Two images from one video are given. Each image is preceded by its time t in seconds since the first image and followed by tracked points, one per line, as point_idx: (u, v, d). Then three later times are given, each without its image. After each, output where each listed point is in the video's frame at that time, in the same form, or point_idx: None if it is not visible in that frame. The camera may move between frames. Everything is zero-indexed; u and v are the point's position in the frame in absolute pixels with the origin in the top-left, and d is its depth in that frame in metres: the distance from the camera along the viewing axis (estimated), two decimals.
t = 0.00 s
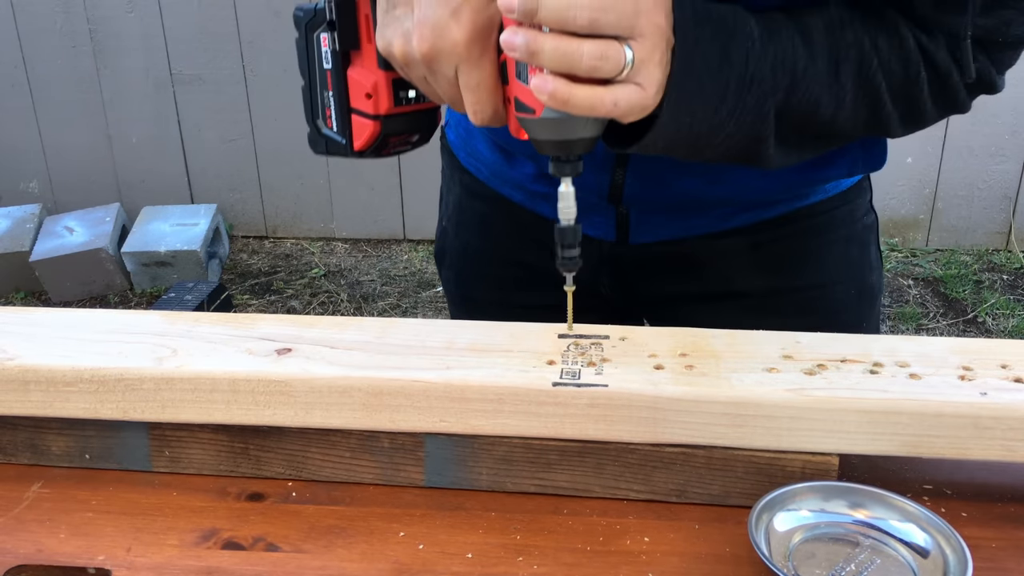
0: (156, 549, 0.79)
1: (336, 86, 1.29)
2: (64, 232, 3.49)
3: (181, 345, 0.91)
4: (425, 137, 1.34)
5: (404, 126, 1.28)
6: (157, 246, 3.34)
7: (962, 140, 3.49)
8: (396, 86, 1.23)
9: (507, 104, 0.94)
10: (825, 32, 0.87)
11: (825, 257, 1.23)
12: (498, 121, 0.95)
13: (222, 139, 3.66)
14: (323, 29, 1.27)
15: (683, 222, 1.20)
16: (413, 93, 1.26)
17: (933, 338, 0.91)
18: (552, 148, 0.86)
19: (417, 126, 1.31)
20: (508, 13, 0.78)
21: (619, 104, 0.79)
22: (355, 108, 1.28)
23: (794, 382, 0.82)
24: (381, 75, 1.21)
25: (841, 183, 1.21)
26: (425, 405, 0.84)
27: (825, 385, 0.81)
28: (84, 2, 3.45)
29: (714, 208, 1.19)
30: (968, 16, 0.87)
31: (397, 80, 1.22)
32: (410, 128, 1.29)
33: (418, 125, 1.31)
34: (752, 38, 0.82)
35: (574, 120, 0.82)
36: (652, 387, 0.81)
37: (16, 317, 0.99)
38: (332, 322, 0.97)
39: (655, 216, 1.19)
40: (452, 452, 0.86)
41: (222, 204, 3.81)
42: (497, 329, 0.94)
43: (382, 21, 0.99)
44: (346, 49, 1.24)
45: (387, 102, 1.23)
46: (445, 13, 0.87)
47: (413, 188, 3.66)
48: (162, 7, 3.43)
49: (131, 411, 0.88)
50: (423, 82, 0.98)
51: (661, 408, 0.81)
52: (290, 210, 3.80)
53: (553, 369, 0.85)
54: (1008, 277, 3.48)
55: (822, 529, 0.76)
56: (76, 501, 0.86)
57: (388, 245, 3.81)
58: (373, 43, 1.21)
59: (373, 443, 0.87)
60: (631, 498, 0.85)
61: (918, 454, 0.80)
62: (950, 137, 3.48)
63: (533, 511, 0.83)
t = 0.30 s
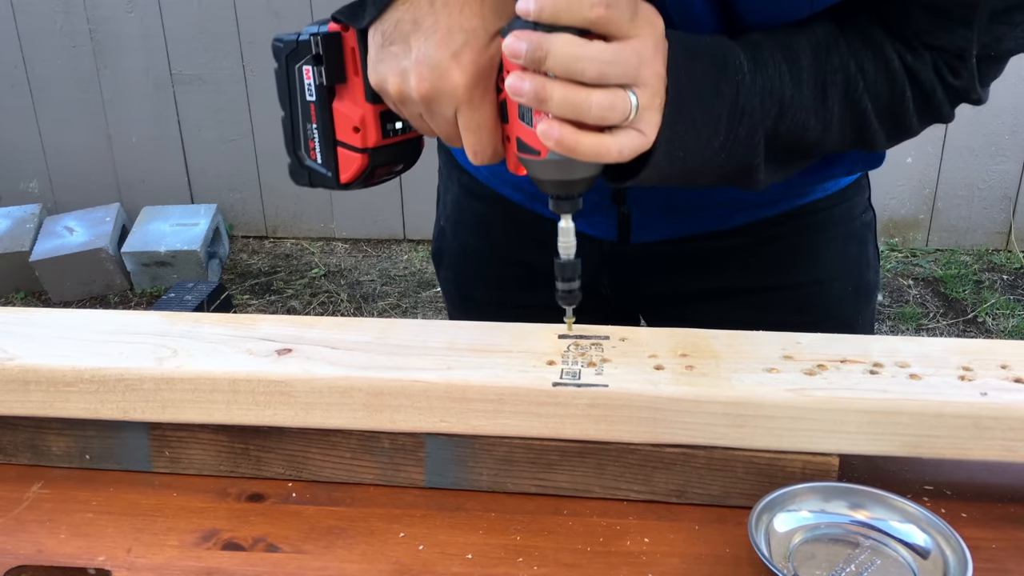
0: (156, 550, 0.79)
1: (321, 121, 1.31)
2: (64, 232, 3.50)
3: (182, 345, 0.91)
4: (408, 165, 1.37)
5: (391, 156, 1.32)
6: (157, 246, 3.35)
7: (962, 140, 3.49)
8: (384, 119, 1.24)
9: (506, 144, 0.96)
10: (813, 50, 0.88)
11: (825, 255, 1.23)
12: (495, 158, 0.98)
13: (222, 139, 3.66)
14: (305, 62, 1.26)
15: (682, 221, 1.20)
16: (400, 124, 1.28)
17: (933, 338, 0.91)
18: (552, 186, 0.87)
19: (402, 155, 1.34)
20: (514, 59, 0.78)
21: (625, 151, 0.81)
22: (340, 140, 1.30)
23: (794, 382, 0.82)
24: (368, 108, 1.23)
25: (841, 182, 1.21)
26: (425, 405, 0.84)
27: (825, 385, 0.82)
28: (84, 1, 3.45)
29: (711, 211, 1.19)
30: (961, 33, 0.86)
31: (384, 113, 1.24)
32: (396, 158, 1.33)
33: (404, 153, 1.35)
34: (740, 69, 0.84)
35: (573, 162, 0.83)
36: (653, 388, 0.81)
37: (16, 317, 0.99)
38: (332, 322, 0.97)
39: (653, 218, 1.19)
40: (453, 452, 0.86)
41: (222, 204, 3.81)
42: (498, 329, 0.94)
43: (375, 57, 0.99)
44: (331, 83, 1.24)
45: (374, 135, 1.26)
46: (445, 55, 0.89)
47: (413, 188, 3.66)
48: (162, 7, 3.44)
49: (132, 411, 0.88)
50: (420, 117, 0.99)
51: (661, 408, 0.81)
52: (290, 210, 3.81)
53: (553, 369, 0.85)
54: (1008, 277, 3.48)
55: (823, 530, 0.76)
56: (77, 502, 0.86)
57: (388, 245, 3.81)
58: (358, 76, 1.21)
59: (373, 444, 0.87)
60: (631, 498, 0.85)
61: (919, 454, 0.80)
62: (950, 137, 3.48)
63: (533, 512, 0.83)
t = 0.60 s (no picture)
0: (157, 549, 0.78)
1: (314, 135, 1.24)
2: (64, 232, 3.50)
3: (183, 345, 0.91)
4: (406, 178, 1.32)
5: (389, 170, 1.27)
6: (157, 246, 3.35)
7: (962, 140, 3.49)
8: (381, 135, 1.21)
9: (507, 165, 0.96)
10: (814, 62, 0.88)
11: (823, 251, 1.23)
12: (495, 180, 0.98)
13: (222, 139, 3.66)
14: (300, 77, 1.18)
15: (681, 217, 1.19)
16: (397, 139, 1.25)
17: (935, 339, 0.91)
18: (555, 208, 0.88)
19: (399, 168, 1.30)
20: (515, 85, 0.78)
21: (629, 174, 0.82)
22: (337, 157, 1.24)
23: (796, 382, 0.82)
24: (365, 125, 1.19)
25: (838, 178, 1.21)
26: (426, 405, 0.84)
27: (827, 385, 0.81)
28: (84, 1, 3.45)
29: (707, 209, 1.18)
30: (956, 33, 0.87)
31: (382, 129, 1.21)
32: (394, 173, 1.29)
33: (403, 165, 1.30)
34: (745, 83, 0.84)
35: (574, 185, 0.85)
36: (654, 388, 0.81)
37: (17, 317, 0.99)
38: (333, 322, 0.96)
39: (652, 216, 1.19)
40: (455, 453, 0.85)
41: (223, 204, 3.82)
42: (500, 329, 0.94)
43: (370, 76, 0.98)
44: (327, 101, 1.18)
45: (371, 152, 1.22)
46: (445, 76, 0.90)
47: (413, 188, 3.66)
48: (162, 7, 3.44)
49: (133, 412, 0.88)
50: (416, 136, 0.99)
51: (663, 409, 0.81)
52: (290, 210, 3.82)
53: (555, 369, 0.85)
54: (1008, 277, 3.48)
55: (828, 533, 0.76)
56: (78, 502, 0.86)
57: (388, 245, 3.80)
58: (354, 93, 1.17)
59: (375, 444, 0.86)
60: (634, 498, 0.85)
61: (921, 454, 0.80)
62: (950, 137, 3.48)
63: (535, 512, 0.83)
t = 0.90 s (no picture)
0: (155, 548, 0.78)
1: (287, 40, 0.97)
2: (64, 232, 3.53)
3: (181, 345, 0.91)
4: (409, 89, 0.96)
5: (378, 64, 0.92)
6: (157, 246, 3.37)
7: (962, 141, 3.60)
8: (348, 15, 0.93)
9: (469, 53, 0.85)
10: None
11: (828, 254, 1.24)
12: None
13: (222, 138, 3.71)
14: None
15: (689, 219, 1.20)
16: (368, 21, 0.94)
17: (933, 339, 0.91)
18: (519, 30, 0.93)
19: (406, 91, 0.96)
20: None
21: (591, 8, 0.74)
22: (315, 58, 0.93)
23: (794, 383, 0.82)
24: (326, 6, 0.93)
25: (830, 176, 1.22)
26: (424, 406, 0.83)
27: (825, 386, 0.81)
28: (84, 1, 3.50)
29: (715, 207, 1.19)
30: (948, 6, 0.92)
31: (348, 10, 0.93)
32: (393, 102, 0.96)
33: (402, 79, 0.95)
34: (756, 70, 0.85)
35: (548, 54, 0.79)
36: (652, 389, 0.81)
37: (15, 316, 0.99)
38: (331, 322, 0.96)
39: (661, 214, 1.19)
40: (452, 452, 0.85)
41: (222, 204, 3.85)
42: (497, 329, 0.94)
43: None
44: None
45: (342, 33, 0.92)
46: None
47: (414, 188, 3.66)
48: (162, 7, 3.48)
49: (130, 412, 0.87)
50: None
51: (661, 409, 0.81)
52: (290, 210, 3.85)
53: (552, 369, 0.85)
54: (1008, 277, 3.54)
55: (825, 531, 0.76)
56: (76, 500, 0.86)
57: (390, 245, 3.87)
58: None
59: (373, 444, 0.86)
60: (631, 498, 0.85)
61: (918, 455, 0.80)
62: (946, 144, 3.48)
63: (532, 510, 0.83)
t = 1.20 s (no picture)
0: (155, 548, 0.78)
1: None
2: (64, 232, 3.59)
3: (181, 345, 0.91)
4: None
5: (321, 7, 0.95)
6: (157, 246, 3.43)
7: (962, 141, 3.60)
8: None
9: None
10: None
11: (840, 256, 1.27)
12: None
13: (222, 139, 3.81)
14: None
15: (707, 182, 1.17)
16: None
17: (933, 339, 0.91)
18: None
19: (365, 40, 0.99)
20: None
21: None
22: None
23: (795, 383, 0.82)
24: None
25: (844, 183, 1.25)
26: (424, 406, 0.83)
27: (826, 386, 0.81)
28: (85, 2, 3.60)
29: (736, 166, 1.16)
30: None
31: None
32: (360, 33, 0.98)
33: (354, 20, 0.97)
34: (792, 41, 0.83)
35: None
36: (652, 389, 0.81)
37: (15, 316, 0.99)
38: (331, 322, 0.96)
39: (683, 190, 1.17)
40: (452, 452, 0.85)
41: (222, 204, 3.94)
42: (498, 329, 0.94)
43: None
44: None
45: None
46: None
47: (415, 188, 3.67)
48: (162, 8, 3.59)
49: (131, 412, 0.87)
50: None
51: (662, 409, 0.81)
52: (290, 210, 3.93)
53: (553, 369, 0.85)
54: (1008, 277, 3.55)
55: (825, 531, 0.76)
56: (76, 501, 0.86)
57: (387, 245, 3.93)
58: None
59: (373, 444, 0.86)
60: (632, 498, 0.85)
61: (919, 455, 0.80)
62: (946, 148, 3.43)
63: (533, 511, 0.83)
